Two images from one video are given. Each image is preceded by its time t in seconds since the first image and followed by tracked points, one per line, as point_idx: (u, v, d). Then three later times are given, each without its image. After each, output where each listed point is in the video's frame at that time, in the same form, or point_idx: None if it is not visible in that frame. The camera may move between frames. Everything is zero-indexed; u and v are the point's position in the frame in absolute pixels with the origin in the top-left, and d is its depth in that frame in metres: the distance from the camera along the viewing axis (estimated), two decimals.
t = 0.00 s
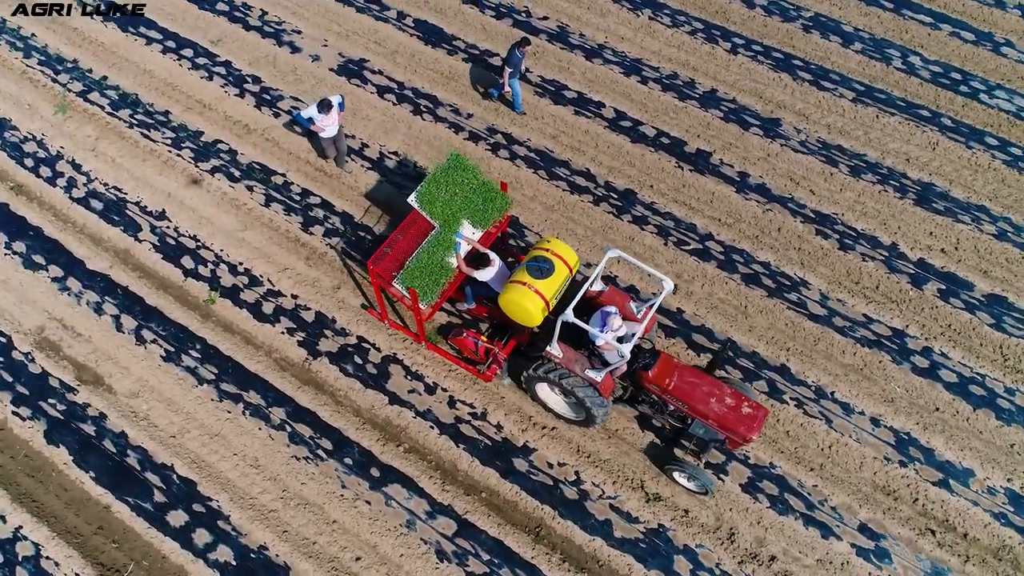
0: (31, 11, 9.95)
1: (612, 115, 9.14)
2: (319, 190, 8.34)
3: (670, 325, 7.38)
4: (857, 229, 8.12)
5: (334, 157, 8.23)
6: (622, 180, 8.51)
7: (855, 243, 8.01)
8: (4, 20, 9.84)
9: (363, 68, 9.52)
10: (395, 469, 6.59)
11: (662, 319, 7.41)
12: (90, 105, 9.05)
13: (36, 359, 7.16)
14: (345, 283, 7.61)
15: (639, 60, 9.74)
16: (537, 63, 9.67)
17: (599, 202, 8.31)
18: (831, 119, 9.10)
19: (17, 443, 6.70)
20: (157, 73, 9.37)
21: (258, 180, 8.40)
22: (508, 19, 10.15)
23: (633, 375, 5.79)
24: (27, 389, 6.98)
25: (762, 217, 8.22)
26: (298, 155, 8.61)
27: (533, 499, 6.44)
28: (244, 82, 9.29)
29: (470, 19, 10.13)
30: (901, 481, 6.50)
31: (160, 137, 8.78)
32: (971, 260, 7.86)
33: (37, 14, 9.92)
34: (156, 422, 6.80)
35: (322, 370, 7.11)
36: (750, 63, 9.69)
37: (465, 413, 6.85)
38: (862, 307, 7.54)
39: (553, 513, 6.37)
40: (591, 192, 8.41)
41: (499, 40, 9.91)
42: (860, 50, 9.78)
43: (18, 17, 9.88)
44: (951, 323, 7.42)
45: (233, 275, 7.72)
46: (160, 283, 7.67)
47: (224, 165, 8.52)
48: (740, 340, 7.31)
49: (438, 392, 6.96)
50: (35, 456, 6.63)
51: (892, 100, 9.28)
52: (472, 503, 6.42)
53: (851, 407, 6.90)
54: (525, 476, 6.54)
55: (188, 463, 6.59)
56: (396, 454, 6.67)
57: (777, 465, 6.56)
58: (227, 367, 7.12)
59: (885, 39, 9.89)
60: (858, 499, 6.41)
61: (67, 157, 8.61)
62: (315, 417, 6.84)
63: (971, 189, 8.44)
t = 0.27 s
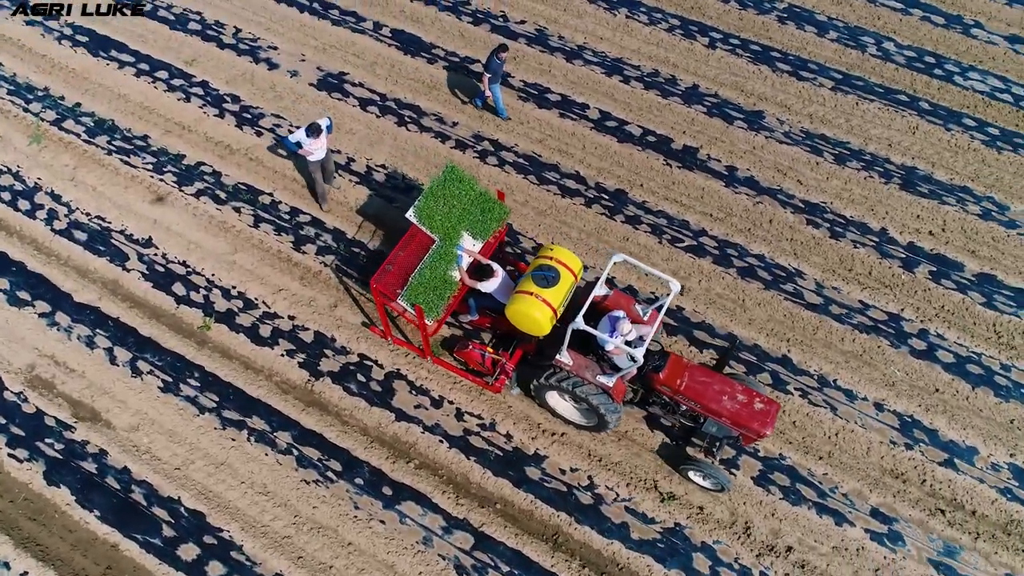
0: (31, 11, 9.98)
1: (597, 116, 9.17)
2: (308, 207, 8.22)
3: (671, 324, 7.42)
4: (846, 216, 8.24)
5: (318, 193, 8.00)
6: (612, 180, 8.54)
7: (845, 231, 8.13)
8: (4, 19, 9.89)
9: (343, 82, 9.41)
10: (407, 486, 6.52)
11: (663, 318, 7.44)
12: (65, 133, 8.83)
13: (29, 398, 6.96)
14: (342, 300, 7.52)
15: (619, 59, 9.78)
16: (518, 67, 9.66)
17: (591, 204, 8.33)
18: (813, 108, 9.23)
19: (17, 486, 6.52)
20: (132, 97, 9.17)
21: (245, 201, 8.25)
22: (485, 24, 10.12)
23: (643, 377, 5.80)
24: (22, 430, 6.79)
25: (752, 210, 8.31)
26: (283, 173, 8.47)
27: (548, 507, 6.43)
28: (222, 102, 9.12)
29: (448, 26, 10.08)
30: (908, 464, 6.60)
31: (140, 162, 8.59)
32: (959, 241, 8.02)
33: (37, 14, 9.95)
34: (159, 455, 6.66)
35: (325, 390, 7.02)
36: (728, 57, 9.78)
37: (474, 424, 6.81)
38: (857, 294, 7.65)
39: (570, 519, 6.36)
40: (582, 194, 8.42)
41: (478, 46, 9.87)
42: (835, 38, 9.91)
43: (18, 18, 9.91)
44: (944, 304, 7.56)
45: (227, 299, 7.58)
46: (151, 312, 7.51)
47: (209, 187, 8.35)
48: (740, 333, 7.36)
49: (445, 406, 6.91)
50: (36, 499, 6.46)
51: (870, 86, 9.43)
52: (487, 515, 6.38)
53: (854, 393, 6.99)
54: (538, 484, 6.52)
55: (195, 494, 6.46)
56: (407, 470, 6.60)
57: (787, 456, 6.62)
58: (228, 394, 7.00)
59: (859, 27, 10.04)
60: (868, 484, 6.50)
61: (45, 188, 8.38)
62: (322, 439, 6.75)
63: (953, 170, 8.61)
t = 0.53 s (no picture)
0: (31, 10, 10.02)
1: (582, 117, 9.20)
2: (298, 225, 8.10)
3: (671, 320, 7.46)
4: (833, 203, 8.37)
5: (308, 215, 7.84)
6: (601, 181, 8.58)
7: (834, 218, 8.26)
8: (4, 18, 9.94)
9: (323, 96, 9.29)
10: (420, 502, 6.47)
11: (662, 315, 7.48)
12: (41, 163, 8.60)
13: (25, 438, 6.78)
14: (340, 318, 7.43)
15: (599, 59, 9.82)
16: (499, 71, 9.64)
17: (583, 206, 8.35)
18: (793, 98, 9.35)
19: (19, 530, 6.34)
20: (107, 122, 8.96)
21: (233, 222, 8.10)
22: (463, 30, 10.08)
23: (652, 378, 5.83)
24: (20, 471, 6.61)
25: (741, 202, 8.40)
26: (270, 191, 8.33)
27: (563, 512, 6.42)
28: (201, 122, 8.94)
29: (425, 34, 10.02)
30: (912, 444, 6.71)
31: (121, 188, 8.38)
32: (944, 222, 8.20)
33: (36, 14, 9.99)
34: (165, 488, 6.53)
35: (330, 410, 6.93)
36: (706, 51, 9.86)
37: (483, 434, 6.78)
38: (850, 279, 7.78)
39: (586, 523, 6.36)
40: (573, 196, 8.44)
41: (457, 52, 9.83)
42: (809, 28, 10.04)
43: (18, 17, 9.95)
44: (935, 285, 7.72)
45: (222, 324, 7.44)
46: (145, 341, 7.34)
47: (194, 210, 8.19)
48: (740, 326, 7.43)
49: (452, 417, 6.87)
50: (40, 541, 6.29)
51: (847, 73, 9.58)
52: (503, 525, 6.36)
53: (855, 378, 7.10)
54: (552, 490, 6.52)
55: (205, 524, 6.35)
56: (419, 485, 6.55)
57: (795, 444, 6.69)
58: (231, 420, 6.88)
59: (831, 15, 10.20)
60: (875, 467, 6.59)
61: (24, 220, 8.15)
62: (330, 460, 6.67)
63: (934, 152, 8.79)
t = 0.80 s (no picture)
0: (31, 11, 10.11)
1: (566, 118, 9.23)
2: (289, 243, 7.98)
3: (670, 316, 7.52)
4: (819, 190, 8.52)
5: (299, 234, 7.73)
6: (590, 181, 8.63)
7: (821, 204, 8.40)
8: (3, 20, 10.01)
9: (304, 110, 9.19)
10: (434, 514, 6.44)
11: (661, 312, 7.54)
12: (19, 195, 8.38)
13: (24, 478, 6.61)
14: (340, 334, 7.36)
15: (579, 60, 9.88)
16: (480, 77, 9.63)
17: (574, 207, 8.39)
18: (772, 88, 9.50)
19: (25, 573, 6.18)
20: (84, 150, 8.75)
21: (222, 244, 7.95)
22: (440, 37, 10.06)
23: (661, 375, 5.87)
24: (22, 513, 6.45)
25: (730, 194, 8.51)
26: (257, 210, 8.20)
27: (578, 514, 6.43)
28: (181, 144, 8.77)
29: (403, 43, 9.97)
30: (914, 423, 6.84)
31: (104, 217, 8.17)
32: (927, 202, 8.39)
33: (36, 15, 10.08)
34: (174, 519, 6.41)
35: (336, 428, 6.86)
36: (684, 46, 10.00)
37: (492, 443, 6.77)
38: (841, 264, 7.91)
39: (601, 523, 6.38)
40: (563, 198, 8.48)
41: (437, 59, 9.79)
42: (782, 18, 10.22)
43: (19, 18, 10.03)
44: (923, 265, 7.90)
45: (219, 348, 7.32)
46: (141, 371, 7.19)
47: (181, 234, 8.03)
48: (738, 317, 7.51)
49: (460, 427, 6.84)
50: None
51: (822, 61, 9.74)
52: (519, 532, 6.35)
53: (854, 362, 7.22)
54: (565, 493, 6.53)
55: (218, 553, 6.25)
56: (432, 498, 6.52)
57: (800, 431, 6.78)
58: (236, 445, 6.78)
59: (803, 4, 10.37)
60: (880, 448, 6.71)
61: (5, 255, 7.93)
62: (340, 479, 6.60)
63: (912, 134, 8.99)
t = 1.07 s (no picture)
0: (31, 11, 10.18)
1: (550, 119, 9.26)
2: (281, 261, 7.88)
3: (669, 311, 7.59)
4: (804, 177, 8.67)
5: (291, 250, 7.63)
6: (579, 181, 8.68)
7: (807, 191, 8.54)
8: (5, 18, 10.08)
9: (286, 126, 9.08)
10: (450, 525, 6.41)
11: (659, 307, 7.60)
12: None
13: (27, 520, 6.44)
14: (341, 350, 7.30)
15: (558, 60, 9.92)
16: (461, 83, 9.62)
17: (565, 208, 8.43)
18: (750, 79, 9.65)
19: None
20: (62, 178, 8.53)
21: (213, 267, 7.83)
22: (418, 45, 10.01)
23: (668, 371, 5.93)
24: (27, 555, 6.27)
25: (717, 186, 8.62)
26: (249, 231, 8.08)
27: (594, 514, 6.46)
28: (163, 167, 8.61)
29: (381, 52, 9.90)
30: (914, 401, 6.98)
31: (88, 245, 7.98)
32: (909, 183, 8.59)
33: (37, 14, 10.14)
34: (186, 549, 6.29)
35: (344, 446, 6.79)
36: (661, 42, 10.11)
37: (502, 449, 6.76)
38: (831, 249, 8.06)
39: (617, 522, 6.41)
40: (554, 200, 8.51)
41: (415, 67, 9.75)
42: (755, 9, 10.39)
43: (19, 17, 10.10)
44: (910, 245, 8.08)
45: (218, 372, 7.20)
46: (139, 401, 7.05)
47: (170, 259, 7.88)
48: (735, 308, 7.60)
49: (470, 436, 6.83)
50: None
51: (797, 50, 9.90)
52: (537, 536, 6.35)
53: (851, 344, 7.35)
54: (579, 494, 6.55)
55: None
56: (447, 509, 6.49)
57: (805, 417, 6.88)
58: (244, 470, 6.68)
59: None
60: (883, 428, 6.83)
61: None
62: (353, 497, 6.54)
63: (890, 117, 9.18)
